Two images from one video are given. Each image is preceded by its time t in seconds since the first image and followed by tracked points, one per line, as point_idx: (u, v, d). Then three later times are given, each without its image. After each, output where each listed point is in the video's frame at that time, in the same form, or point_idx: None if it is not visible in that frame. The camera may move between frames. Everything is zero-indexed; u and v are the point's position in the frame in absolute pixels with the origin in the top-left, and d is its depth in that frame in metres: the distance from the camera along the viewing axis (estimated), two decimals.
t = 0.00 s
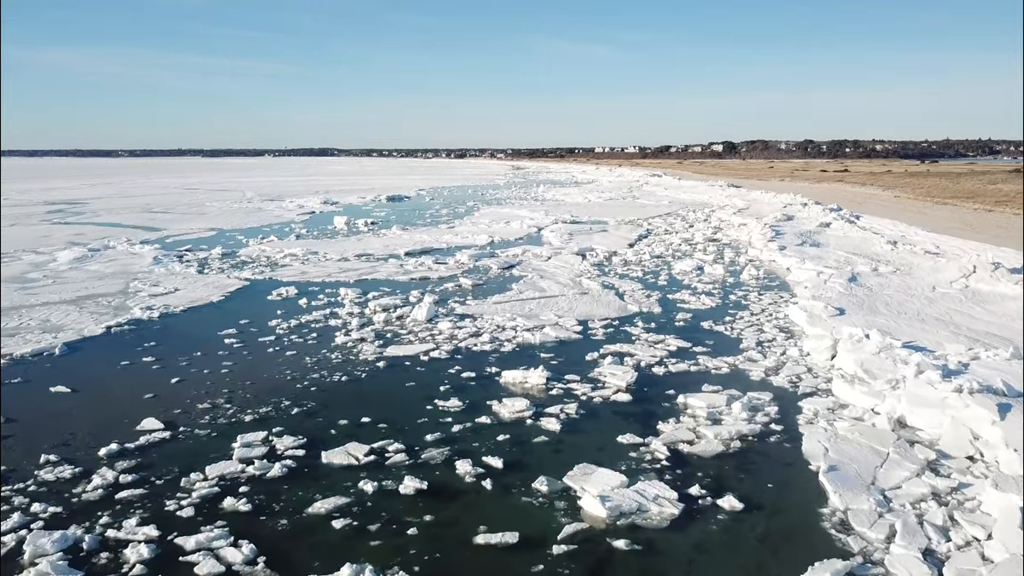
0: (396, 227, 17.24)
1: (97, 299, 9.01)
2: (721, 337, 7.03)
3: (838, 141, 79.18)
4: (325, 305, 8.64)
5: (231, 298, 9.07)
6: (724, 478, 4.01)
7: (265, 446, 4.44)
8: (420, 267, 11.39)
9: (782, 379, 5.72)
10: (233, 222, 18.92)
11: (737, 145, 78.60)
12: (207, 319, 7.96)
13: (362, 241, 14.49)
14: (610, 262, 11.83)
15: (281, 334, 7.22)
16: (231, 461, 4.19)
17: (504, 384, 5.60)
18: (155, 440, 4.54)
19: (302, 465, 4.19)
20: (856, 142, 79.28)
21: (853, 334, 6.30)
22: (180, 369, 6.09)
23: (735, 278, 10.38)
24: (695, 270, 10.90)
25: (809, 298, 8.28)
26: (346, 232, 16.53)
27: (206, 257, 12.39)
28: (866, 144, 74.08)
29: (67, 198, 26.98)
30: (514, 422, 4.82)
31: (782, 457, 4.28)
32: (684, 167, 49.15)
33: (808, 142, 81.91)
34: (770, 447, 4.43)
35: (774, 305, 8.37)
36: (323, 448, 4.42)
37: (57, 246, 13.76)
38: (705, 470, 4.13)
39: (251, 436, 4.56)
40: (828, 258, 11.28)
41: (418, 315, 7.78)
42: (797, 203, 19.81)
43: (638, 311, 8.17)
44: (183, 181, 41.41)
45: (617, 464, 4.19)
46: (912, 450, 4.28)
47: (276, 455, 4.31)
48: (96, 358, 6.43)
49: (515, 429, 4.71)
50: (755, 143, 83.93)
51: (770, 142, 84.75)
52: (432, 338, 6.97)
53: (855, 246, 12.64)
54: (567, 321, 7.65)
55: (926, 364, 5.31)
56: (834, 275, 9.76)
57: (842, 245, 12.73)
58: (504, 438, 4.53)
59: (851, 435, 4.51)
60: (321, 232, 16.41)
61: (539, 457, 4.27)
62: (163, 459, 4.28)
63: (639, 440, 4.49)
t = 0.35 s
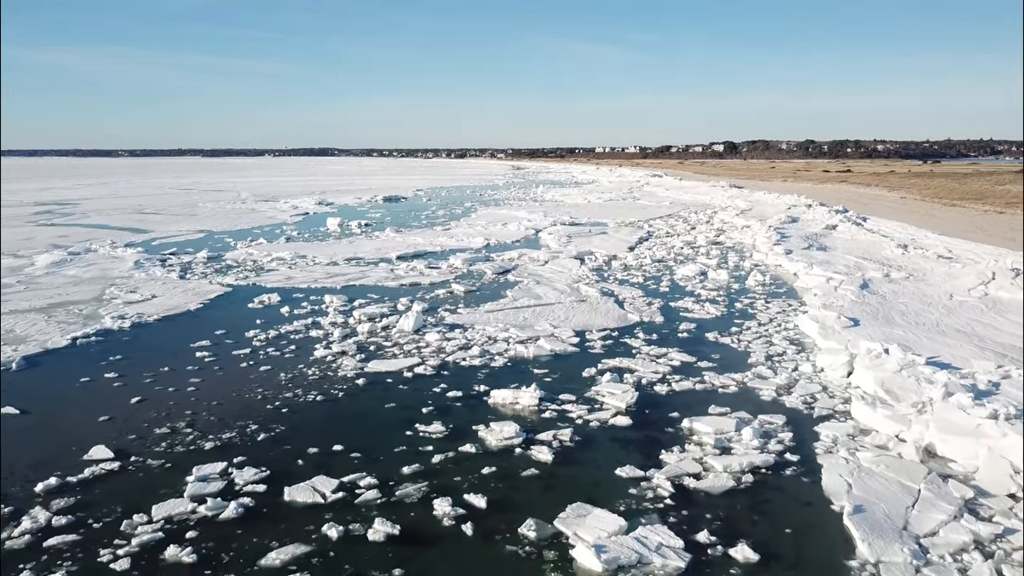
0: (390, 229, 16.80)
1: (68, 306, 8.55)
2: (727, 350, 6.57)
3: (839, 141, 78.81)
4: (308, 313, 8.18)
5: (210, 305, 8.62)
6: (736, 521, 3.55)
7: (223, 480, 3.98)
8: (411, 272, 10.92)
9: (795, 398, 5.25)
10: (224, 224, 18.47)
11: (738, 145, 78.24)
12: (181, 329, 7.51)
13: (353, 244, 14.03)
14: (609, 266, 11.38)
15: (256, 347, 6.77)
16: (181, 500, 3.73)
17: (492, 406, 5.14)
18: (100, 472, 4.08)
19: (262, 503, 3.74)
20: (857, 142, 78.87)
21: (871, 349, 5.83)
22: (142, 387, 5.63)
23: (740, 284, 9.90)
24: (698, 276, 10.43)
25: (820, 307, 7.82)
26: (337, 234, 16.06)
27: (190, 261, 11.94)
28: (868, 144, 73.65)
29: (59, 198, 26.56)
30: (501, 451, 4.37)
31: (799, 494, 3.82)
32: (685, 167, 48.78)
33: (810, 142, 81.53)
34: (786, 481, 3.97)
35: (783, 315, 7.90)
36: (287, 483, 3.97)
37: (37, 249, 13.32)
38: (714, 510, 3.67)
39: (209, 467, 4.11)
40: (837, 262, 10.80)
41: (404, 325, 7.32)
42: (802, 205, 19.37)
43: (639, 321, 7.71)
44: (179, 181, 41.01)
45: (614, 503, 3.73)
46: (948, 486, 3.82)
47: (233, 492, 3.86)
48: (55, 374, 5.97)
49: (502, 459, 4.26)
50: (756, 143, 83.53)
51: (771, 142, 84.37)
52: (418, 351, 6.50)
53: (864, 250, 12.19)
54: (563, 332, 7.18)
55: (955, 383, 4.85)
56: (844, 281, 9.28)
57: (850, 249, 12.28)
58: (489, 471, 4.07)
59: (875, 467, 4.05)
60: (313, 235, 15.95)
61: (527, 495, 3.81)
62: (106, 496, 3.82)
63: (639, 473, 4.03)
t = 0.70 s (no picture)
0: (384, 231, 16.39)
1: (39, 314, 8.12)
2: (734, 364, 6.15)
3: (840, 142, 78.44)
4: (290, 322, 7.76)
5: (189, 313, 8.20)
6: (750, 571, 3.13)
7: (175, 519, 3.57)
8: (403, 277, 10.50)
9: (809, 420, 4.84)
10: (215, 225, 18.07)
11: (738, 146, 78.03)
12: (154, 340, 7.08)
13: (345, 247, 13.61)
14: (609, 271, 10.96)
15: (232, 360, 6.35)
16: (124, 544, 3.31)
17: (480, 429, 4.73)
18: (39, 509, 3.66)
19: (215, 548, 3.32)
20: (859, 143, 78.47)
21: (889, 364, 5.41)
22: (103, 406, 5.20)
23: (745, 290, 9.47)
24: (700, 281, 10.00)
25: (831, 316, 7.41)
26: (329, 236, 15.64)
27: (175, 266, 11.52)
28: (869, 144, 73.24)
29: (50, 198, 26.14)
30: (488, 484, 3.95)
31: (820, 537, 3.41)
32: (685, 168, 48.42)
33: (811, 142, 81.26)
34: (804, 520, 3.55)
35: (792, 324, 7.49)
36: (247, 522, 3.56)
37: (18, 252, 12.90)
38: (725, 557, 3.25)
39: (161, 504, 3.69)
40: (845, 267, 10.38)
41: (391, 335, 6.90)
42: (806, 206, 18.97)
43: (639, 330, 7.28)
44: (176, 182, 40.70)
45: (612, 548, 3.32)
46: (986, 527, 3.40)
47: (185, 533, 3.45)
48: (10, 390, 5.54)
49: (488, 493, 3.84)
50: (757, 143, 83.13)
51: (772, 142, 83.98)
52: (403, 365, 6.08)
53: (872, 254, 11.79)
54: (558, 342, 6.76)
55: (985, 405, 4.42)
56: (854, 287, 8.86)
57: (858, 253, 11.87)
58: (472, 508, 3.66)
59: (903, 504, 3.63)
60: (304, 237, 15.52)
61: (515, 538, 3.39)
62: (41, 539, 3.40)
63: (640, 511, 3.61)
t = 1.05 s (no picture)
0: (378, 233, 15.96)
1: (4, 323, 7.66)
2: (742, 381, 5.69)
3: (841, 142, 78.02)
4: (269, 333, 7.30)
5: (163, 323, 7.75)
6: None
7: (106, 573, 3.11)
8: (392, 282, 10.05)
9: (827, 448, 4.38)
10: (204, 227, 17.62)
11: (739, 145, 77.68)
12: (122, 353, 6.63)
13: (335, 250, 13.16)
14: (608, 276, 10.51)
15: (201, 376, 5.89)
16: None
17: (463, 459, 4.27)
18: None
19: None
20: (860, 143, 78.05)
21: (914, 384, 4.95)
22: (51, 431, 4.73)
23: (752, 297, 9.01)
24: (704, 287, 9.54)
25: (845, 327, 6.95)
26: (321, 239, 15.19)
27: (156, 270, 11.07)
28: (871, 144, 72.81)
29: (41, 199, 25.72)
30: (468, 528, 3.49)
31: None
32: (686, 168, 48.00)
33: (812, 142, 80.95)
34: None
35: (803, 336, 7.02)
36: None
37: None
38: None
39: (93, 554, 3.23)
40: (855, 272, 9.91)
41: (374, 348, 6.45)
42: (810, 208, 18.52)
43: (640, 342, 6.82)
44: (171, 183, 40.23)
45: None
46: None
47: None
48: None
49: (468, 540, 3.38)
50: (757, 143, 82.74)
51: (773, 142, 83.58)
52: (385, 383, 5.62)
53: (882, 258, 11.34)
54: (553, 356, 6.30)
55: None
56: (867, 295, 8.39)
57: (868, 257, 11.42)
58: (449, 560, 3.19)
59: (943, 555, 3.17)
60: (294, 239, 15.07)
61: None
62: None
63: (642, 564, 3.15)
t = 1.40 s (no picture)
0: (372, 235, 15.56)
1: None
2: (751, 400, 5.27)
3: (843, 142, 77.64)
4: (246, 344, 6.88)
5: (136, 332, 7.33)
6: None
7: None
8: (382, 288, 9.62)
9: (847, 480, 3.97)
10: (194, 229, 17.19)
11: (740, 145, 77.33)
12: (87, 366, 6.21)
13: (326, 254, 12.76)
14: (607, 281, 10.10)
15: (168, 392, 5.47)
16: None
17: (445, 493, 3.86)
18: None
19: None
20: (862, 143, 77.64)
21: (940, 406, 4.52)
22: None
23: (758, 304, 8.58)
24: (708, 294, 9.11)
25: (858, 338, 6.54)
26: (312, 241, 14.76)
27: (138, 275, 10.64)
28: (872, 143, 72.42)
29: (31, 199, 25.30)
30: None
31: None
32: (686, 168, 47.63)
33: (813, 142, 80.60)
34: None
35: (814, 348, 6.59)
36: None
37: None
38: None
39: None
40: (865, 278, 9.47)
41: (356, 362, 6.04)
42: (815, 209, 18.11)
43: (641, 355, 6.40)
44: (167, 184, 39.83)
45: None
46: None
47: None
48: None
49: None
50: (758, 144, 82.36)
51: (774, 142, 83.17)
52: (365, 402, 5.21)
53: (891, 262, 10.93)
54: (547, 370, 5.88)
55: None
56: (880, 302, 7.96)
57: (877, 261, 11.01)
58: None
59: None
60: (285, 242, 14.64)
61: None
62: None
63: None
